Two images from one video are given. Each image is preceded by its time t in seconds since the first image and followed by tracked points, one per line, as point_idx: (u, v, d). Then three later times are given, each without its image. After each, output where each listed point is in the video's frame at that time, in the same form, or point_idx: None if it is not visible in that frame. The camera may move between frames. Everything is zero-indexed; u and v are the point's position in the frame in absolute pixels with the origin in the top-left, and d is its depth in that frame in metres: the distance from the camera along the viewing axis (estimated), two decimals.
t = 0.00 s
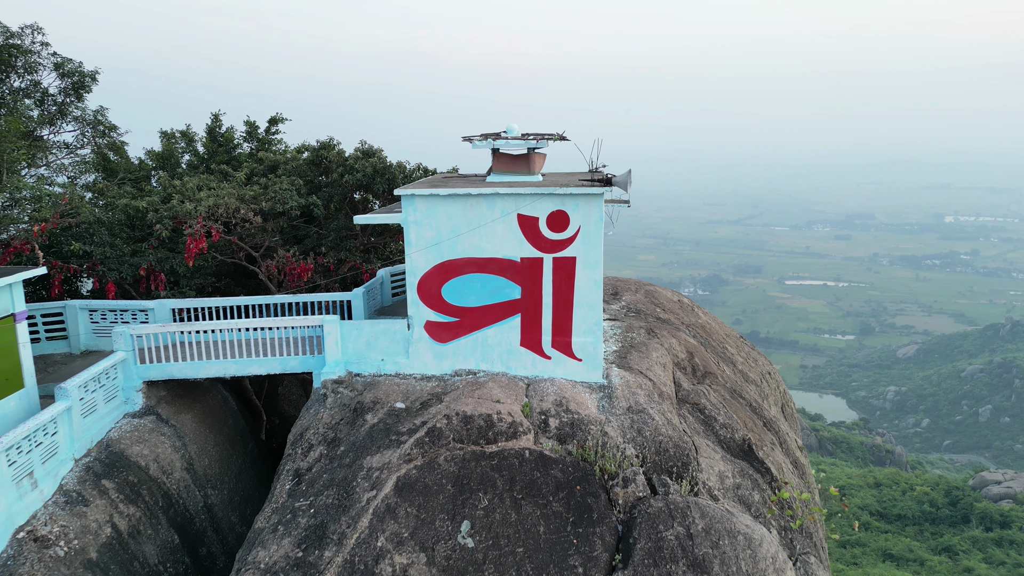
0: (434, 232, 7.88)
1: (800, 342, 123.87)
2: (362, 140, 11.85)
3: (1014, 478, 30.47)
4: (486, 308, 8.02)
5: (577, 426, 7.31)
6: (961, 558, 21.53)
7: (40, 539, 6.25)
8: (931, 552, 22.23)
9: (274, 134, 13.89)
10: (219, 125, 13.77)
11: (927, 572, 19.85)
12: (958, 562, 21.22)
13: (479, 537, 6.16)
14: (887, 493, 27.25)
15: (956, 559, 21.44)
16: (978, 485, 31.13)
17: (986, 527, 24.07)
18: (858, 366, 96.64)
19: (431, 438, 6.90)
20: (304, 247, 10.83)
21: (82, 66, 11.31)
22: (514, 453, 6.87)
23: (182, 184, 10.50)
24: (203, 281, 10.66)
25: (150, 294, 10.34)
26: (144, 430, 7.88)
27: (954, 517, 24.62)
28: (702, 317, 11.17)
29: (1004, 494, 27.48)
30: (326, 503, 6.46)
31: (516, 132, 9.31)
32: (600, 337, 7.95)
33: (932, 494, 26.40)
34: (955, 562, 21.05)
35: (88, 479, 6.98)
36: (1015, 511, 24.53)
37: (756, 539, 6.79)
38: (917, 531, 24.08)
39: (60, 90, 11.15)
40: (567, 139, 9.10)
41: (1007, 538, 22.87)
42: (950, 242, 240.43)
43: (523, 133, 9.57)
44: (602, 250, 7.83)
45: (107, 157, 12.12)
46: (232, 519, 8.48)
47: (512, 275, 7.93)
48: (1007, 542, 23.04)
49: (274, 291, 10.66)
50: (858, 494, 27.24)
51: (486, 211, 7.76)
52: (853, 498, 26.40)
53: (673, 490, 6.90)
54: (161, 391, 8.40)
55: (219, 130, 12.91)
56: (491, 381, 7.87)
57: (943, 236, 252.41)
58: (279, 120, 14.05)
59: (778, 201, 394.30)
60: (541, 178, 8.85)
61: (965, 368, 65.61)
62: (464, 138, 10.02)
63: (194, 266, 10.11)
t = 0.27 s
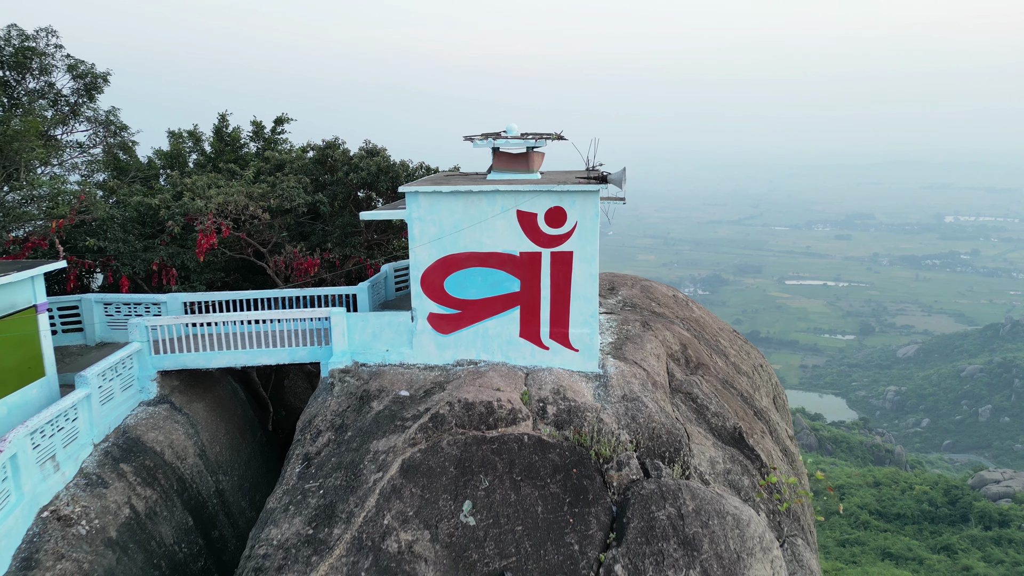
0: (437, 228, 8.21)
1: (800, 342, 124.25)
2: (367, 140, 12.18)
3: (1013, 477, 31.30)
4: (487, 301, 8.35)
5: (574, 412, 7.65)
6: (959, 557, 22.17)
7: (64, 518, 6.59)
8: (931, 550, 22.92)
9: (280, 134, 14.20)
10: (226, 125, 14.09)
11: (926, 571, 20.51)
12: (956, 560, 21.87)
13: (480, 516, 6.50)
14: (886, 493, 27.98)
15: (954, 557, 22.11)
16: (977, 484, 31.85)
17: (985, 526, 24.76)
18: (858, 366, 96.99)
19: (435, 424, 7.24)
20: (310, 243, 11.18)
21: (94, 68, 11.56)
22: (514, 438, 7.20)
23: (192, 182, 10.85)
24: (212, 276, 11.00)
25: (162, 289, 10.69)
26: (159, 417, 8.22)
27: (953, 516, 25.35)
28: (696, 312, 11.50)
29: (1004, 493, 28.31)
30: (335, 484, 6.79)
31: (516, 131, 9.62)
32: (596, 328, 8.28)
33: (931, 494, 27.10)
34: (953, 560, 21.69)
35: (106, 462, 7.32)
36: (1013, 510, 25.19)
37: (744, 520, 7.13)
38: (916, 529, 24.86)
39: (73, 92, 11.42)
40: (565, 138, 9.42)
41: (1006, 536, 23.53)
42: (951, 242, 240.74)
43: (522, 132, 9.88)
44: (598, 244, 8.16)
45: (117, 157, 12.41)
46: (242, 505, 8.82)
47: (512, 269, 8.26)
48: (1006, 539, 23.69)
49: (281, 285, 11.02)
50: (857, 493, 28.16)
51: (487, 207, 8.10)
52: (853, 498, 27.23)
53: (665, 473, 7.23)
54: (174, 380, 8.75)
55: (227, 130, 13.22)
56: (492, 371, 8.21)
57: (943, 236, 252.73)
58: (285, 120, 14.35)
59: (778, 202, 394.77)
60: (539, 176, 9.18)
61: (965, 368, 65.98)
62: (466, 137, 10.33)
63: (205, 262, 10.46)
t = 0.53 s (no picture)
0: (440, 223, 8.59)
1: (800, 341, 124.73)
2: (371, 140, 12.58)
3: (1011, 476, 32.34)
4: (488, 293, 8.73)
5: (570, 398, 8.03)
6: (958, 556, 23.18)
7: (87, 497, 6.97)
8: (930, 549, 23.96)
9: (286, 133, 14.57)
10: (233, 125, 14.46)
11: (925, 569, 21.48)
12: (955, 559, 22.89)
13: (481, 495, 6.88)
14: (885, 492, 28.97)
15: (953, 556, 23.15)
16: (976, 483, 32.88)
17: (983, 524, 25.96)
18: (858, 366, 97.41)
19: (438, 409, 7.62)
20: (317, 239, 11.58)
21: (107, 69, 11.90)
22: (513, 422, 7.58)
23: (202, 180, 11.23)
24: (221, 271, 11.38)
25: (173, 283, 11.08)
26: (174, 404, 8.61)
27: (952, 515, 26.56)
28: (690, 305, 11.88)
29: (1002, 492, 29.57)
30: (343, 466, 7.16)
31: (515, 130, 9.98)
32: (592, 319, 8.67)
33: (930, 492, 28.16)
34: (952, 559, 22.70)
35: (126, 446, 7.70)
36: (1010, 509, 26.31)
37: (732, 501, 7.51)
38: (915, 528, 25.86)
39: (87, 92, 11.76)
40: (562, 138, 9.77)
41: (1004, 535, 24.58)
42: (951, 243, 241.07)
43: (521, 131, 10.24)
44: (593, 239, 8.55)
45: (129, 156, 12.75)
46: (252, 489, 9.21)
47: (511, 262, 8.65)
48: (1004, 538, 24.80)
49: (289, 279, 11.42)
50: (856, 492, 29.32)
51: (488, 203, 8.48)
52: (854, 498, 28.36)
53: (656, 456, 7.61)
54: (187, 369, 9.12)
55: (235, 130, 13.60)
56: (492, 360, 8.59)
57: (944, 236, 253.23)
58: (291, 120, 14.72)
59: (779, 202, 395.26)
60: (538, 174, 9.53)
61: (964, 368, 66.45)
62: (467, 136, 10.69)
63: (215, 257, 10.85)
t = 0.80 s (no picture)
0: (443, 219, 8.98)
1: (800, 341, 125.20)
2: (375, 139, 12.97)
3: (1010, 475, 32.98)
4: (488, 286, 9.13)
5: (567, 385, 8.43)
6: (956, 554, 23.89)
7: (109, 477, 7.37)
8: (929, 548, 24.70)
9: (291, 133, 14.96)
10: (241, 126, 14.85)
11: (923, 566, 22.34)
12: (953, 556, 23.66)
13: (482, 475, 7.28)
14: (884, 492, 29.89)
15: (951, 553, 23.89)
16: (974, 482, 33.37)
17: (982, 523, 26.71)
18: (858, 366, 97.78)
19: (441, 394, 8.02)
20: (323, 236, 11.99)
21: (119, 71, 12.30)
22: (512, 408, 7.98)
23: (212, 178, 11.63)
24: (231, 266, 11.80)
25: (185, 277, 11.48)
26: (188, 391, 9.01)
27: (950, 514, 27.28)
28: (683, 299, 12.26)
29: (1000, 491, 30.36)
30: (352, 447, 7.56)
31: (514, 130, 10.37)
32: (587, 311, 9.07)
33: (929, 492, 28.92)
34: (951, 557, 23.51)
35: (144, 430, 8.10)
36: (1009, 508, 27.02)
37: (721, 482, 7.89)
38: (914, 527, 26.62)
39: (100, 93, 12.16)
40: (559, 137, 10.17)
41: (1002, 533, 24.99)
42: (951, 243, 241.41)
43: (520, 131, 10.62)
44: (589, 234, 8.95)
45: (140, 156, 13.11)
46: (262, 474, 9.62)
47: (510, 256, 9.05)
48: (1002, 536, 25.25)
49: (296, 274, 11.83)
50: (856, 492, 30.10)
51: (488, 200, 8.88)
52: (854, 498, 29.16)
53: (648, 440, 8.00)
54: (200, 359, 9.53)
55: (242, 130, 14.00)
56: (492, 349, 8.99)
57: (944, 237, 253.65)
58: (297, 120, 15.11)
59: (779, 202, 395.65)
60: (536, 172, 9.92)
61: (964, 368, 66.85)
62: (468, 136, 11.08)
63: (225, 252, 11.25)
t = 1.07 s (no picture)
0: (445, 216, 9.39)
1: (801, 341, 125.80)
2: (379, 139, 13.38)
3: (1010, 474, 33.51)
4: (488, 279, 9.54)
5: (563, 374, 8.83)
6: (954, 553, 24.53)
7: (129, 459, 7.77)
8: (928, 546, 25.33)
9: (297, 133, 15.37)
10: (248, 126, 15.26)
11: (921, 565, 23.07)
12: (952, 555, 24.32)
13: (483, 456, 7.68)
14: (883, 490, 30.37)
15: (950, 553, 24.56)
16: (975, 481, 33.94)
17: (981, 522, 27.35)
18: (858, 366, 98.15)
19: (443, 382, 8.42)
20: (329, 232, 12.41)
21: (131, 73, 12.71)
22: (511, 394, 8.39)
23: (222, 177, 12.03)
24: (240, 261, 12.21)
25: (195, 272, 11.89)
26: (201, 380, 9.43)
27: (949, 513, 27.85)
28: (677, 294, 12.66)
29: (1000, 490, 31.03)
30: (359, 431, 7.97)
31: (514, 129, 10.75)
32: (583, 303, 9.46)
33: (927, 490, 29.37)
34: (949, 556, 24.18)
35: (161, 415, 8.51)
36: (1007, 507, 27.69)
37: (710, 465, 8.29)
38: (913, 525, 27.18)
39: (112, 94, 12.56)
40: (557, 137, 10.56)
41: (1000, 532, 25.82)
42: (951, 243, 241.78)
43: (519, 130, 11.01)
44: (585, 229, 9.35)
45: (150, 155, 13.48)
46: (272, 460, 10.03)
47: (510, 251, 9.46)
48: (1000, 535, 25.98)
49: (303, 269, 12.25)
50: (855, 491, 30.68)
51: (488, 197, 9.29)
52: (853, 496, 29.81)
53: (641, 425, 8.40)
54: (212, 350, 9.93)
55: (249, 130, 14.40)
56: (492, 340, 9.40)
57: (944, 237, 254.05)
58: (302, 120, 15.52)
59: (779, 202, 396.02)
60: (535, 171, 10.31)
61: (964, 368, 67.22)
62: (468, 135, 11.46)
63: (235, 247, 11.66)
